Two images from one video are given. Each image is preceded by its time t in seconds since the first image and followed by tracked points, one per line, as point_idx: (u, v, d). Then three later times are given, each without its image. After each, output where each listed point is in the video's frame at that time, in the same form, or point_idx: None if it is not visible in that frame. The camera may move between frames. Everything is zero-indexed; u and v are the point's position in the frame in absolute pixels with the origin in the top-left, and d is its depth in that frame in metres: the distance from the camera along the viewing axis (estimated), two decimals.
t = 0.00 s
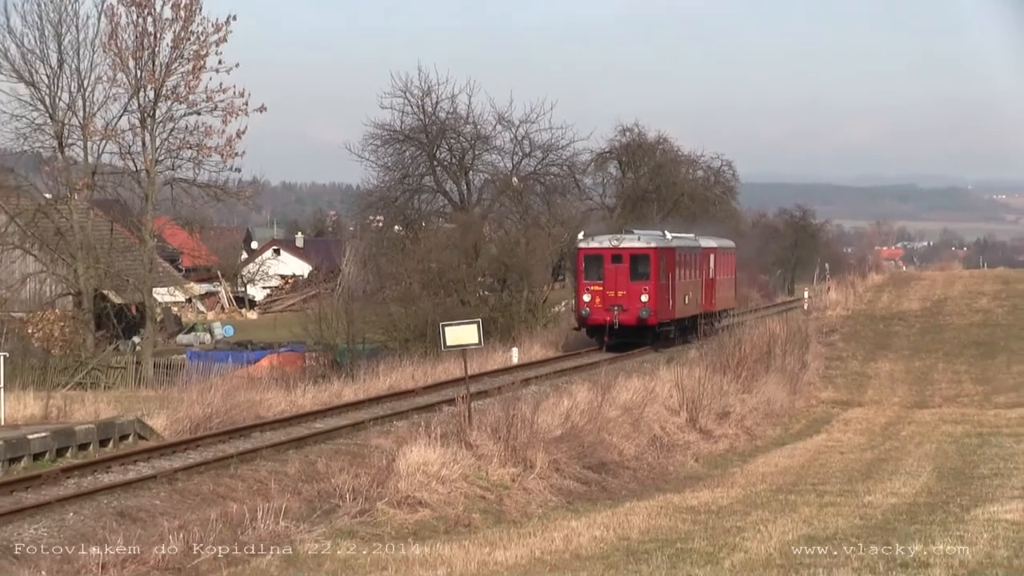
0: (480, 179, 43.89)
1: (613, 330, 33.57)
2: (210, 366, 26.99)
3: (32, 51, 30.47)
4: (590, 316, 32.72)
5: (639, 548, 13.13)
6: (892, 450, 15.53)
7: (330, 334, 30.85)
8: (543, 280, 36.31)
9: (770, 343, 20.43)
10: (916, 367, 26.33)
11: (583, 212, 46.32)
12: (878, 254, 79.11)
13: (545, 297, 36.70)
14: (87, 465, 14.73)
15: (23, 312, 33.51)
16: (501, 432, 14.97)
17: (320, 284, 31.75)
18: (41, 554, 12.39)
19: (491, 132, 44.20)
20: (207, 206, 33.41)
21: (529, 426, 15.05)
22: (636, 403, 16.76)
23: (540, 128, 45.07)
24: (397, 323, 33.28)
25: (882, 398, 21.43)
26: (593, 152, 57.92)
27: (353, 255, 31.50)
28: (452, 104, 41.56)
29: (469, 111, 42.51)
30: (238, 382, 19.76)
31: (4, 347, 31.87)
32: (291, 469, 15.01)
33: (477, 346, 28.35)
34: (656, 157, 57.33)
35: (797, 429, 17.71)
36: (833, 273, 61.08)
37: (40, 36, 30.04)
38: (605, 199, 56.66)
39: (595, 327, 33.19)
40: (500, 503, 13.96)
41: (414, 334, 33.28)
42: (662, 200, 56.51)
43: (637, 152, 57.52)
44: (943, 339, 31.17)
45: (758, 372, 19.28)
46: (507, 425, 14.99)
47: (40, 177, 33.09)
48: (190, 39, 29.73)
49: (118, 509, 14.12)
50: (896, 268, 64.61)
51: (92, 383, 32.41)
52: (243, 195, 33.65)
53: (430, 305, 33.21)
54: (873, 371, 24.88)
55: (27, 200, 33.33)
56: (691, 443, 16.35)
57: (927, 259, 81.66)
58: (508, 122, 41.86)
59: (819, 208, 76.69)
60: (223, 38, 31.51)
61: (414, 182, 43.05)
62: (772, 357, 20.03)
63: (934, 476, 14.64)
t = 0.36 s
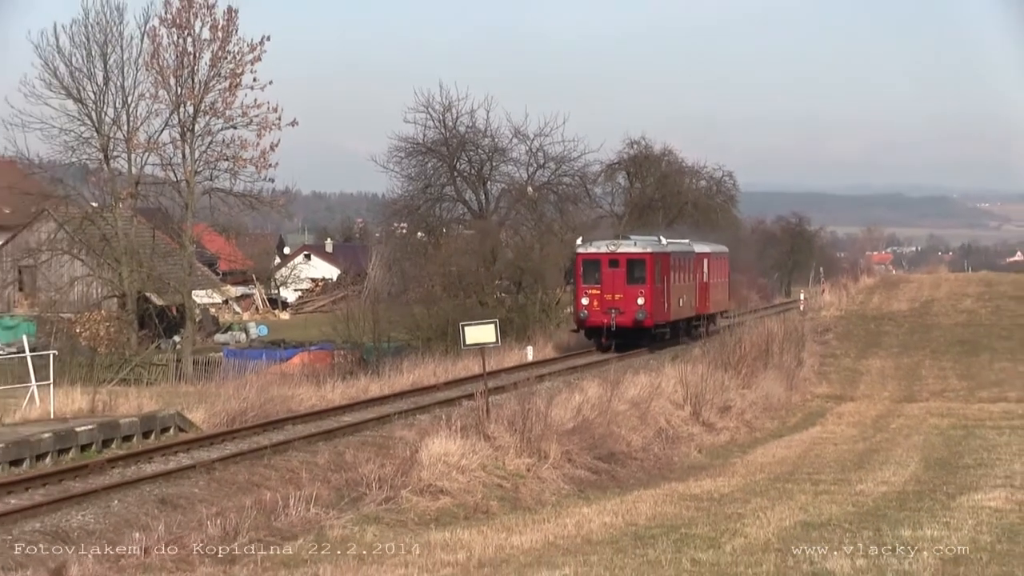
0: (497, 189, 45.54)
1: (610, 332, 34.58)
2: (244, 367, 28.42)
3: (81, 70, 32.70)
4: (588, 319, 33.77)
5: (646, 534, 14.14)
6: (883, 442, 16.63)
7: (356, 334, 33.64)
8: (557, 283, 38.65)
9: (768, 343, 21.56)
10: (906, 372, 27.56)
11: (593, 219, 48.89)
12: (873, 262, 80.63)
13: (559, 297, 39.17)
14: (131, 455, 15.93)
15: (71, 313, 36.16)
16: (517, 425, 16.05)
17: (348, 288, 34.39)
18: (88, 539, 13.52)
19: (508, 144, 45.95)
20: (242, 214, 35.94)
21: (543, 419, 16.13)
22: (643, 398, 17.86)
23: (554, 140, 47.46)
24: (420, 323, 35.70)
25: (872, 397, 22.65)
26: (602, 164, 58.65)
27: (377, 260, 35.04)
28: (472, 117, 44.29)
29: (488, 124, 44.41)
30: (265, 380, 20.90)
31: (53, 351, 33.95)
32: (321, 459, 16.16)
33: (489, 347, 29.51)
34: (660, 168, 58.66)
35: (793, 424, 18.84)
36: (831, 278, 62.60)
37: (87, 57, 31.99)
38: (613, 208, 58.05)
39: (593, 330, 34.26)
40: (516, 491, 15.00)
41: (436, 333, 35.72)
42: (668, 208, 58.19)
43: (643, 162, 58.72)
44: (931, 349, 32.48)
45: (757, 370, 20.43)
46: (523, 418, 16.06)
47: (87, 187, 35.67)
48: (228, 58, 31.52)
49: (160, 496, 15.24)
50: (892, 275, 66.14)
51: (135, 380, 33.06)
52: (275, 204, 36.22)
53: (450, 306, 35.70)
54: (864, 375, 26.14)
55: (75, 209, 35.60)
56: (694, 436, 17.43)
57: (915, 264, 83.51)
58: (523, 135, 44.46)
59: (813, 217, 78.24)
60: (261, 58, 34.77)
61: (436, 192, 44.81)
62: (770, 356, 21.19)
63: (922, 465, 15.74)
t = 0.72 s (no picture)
0: (513, 199, 48.44)
1: (607, 335, 35.67)
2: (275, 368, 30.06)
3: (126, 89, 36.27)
4: (585, 323, 34.88)
5: (651, 522, 15.20)
6: (874, 437, 17.71)
7: (381, 334, 35.75)
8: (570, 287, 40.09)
9: (766, 344, 22.71)
10: (899, 372, 28.69)
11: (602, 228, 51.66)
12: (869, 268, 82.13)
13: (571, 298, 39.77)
14: (171, 449, 17.10)
15: (114, 315, 39.89)
16: (531, 420, 17.17)
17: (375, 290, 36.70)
18: (130, 525, 14.63)
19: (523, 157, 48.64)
20: (274, 222, 38.87)
21: (555, 415, 17.25)
22: (648, 394, 18.97)
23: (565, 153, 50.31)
24: (440, 324, 37.11)
25: (865, 394, 23.80)
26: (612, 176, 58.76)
27: (402, 266, 37.27)
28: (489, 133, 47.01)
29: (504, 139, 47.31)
30: (291, 382, 22.08)
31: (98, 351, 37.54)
32: (348, 451, 17.31)
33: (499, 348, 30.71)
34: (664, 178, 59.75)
35: (790, 419, 19.93)
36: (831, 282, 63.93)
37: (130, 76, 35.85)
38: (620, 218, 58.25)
39: (590, 333, 35.35)
40: (530, 481, 16.09)
41: (454, 334, 37.09)
42: (672, 217, 59.29)
43: (649, 175, 59.46)
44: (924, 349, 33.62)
45: (756, 369, 21.56)
46: (537, 414, 17.18)
47: (130, 199, 38.81)
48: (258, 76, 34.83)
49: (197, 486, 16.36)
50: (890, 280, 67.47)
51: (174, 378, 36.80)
52: (305, 214, 39.05)
53: (469, 308, 37.23)
54: (859, 374, 27.30)
55: (119, 218, 38.66)
56: (698, 430, 18.52)
57: (906, 271, 85.34)
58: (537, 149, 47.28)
59: (810, 225, 79.75)
60: (290, 78, 38.36)
61: (455, 202, 47.41)
62: (769, 356, 22.32)
63: (911, 458, 16.83)
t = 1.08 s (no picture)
0: (528, 205, 51.01)
1: (607, 338, 36.27)
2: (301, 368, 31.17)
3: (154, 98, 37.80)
4: (586, 325, 35.46)
5: (661, 515, 15.80)
6: (876, 436, 18.33)
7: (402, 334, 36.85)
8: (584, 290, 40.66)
9: (770, 345, 23.39)
10: (900, 373, 29.36)
11: (616, 231, 53.80)
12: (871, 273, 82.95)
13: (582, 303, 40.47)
14: (198, 445, 17.82)
15: (145, 317, 41.11)
16: (546, 418, 17.86)
17: (397, 293, 38.08)
18: (159, 518, 15.13)
19: (537, 165, 51.24)
20: (298, 227, 40.98)
21: (568, 413, 17.92)
22: (658, 393, 19.66)
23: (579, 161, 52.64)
24: (459, 325, 38.07)
25: (869, 395, 24.46)
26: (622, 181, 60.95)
27: (421, 269, 37.88)
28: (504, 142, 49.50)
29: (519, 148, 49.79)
30: (311, 383, 22.79)
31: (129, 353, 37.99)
32: (369, 448, 18.01)
33: (510, 351, 31.45)
34: (674, 184, 61.38)
35: (797, 415, 20.59)
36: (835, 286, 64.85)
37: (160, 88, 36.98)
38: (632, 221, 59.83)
39: (590, 336, 35.95)
40: (545, 477, 16.72)
41: (471, 335, 38.17)
42: (680, 219, 60.49)
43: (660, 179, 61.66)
44: (926, 350, 34.27)
45: (762, 371, 22.22)
46: (551, 414, 17.86)
47: (160, 204, 40.88)
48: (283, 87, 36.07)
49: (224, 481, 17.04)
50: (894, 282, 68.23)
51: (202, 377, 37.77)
52: (329, 219, 41.09)
53: (486, 310, 38.08)
54: (862, 376, 27.98)
55: (149, 223, 40.65)
56: (706, 428, 19.17)
57: (908, 274, 86.24)
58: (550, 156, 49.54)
59: (813, 231, 80.59)
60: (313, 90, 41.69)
61: (472, 207, 50.04)
62: (775, 354, 23.00)
63: (912, 454, 17.48)
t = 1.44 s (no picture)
0: (541, 205, 51.59)
1: (607, 341, 36.17)
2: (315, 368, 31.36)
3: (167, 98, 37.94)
4: (585, 327, 35.35)
5: (675, 515, 15.76)
6: (889, 438, 18.32)
7: (415, 336, 36.86)
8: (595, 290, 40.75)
9: (784, 347, 23.42)
10: (912, 374, 29.36)
11: (628, 232, 54.39)
12: (882, 273, 82.98)
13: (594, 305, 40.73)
14: (212, 446, 17.86)
15: (159, 317, 41.09)
16: (559, 418, 17.91)
17: (409, 292, 37.51)
18: (173, 519, 15.10)
19: (550, 166, 51.79)
20: (312, 228, 40.88)
21: (581, 414, 17.97)
22: (671, 394, 19.70)
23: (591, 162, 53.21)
24: (471, 326, 38.45)
25: (883, 397, 24.48)
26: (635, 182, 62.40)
27: (434, 269, 37.26)
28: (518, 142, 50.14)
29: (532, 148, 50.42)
30: (324, 384, 22.86)
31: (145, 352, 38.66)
32: (382, 449, 18.07)
33: (521, 351, 31.55)
34: (687, 185, 62.86)
35: (810, 416, 20.60)
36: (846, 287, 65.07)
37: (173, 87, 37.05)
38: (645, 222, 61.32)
39: (589, 339, 35.87)
40: (558, 477, 16.71)
41: (485, 335, 38.68)
42: (693, 223, 62.57)
43: (672, 181, 62.93)
44: (937, 350, 34.26)
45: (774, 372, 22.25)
46: (565, 415, 17.90)
47: (173, 205, 41.03)
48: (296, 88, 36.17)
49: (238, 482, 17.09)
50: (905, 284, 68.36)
51: (216, 377, 38.06)
52: (342, 220, 41.22)
53: (500, 311, 38.45)
54: (874, 378, 28.02)
55: (163, 223, 40.73)
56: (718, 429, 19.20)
57: (918, 275, 86.28)
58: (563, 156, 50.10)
59: (823, 231, 80.61)
60: (327, 90, 41.61)
61: (485, 208, 50.59)
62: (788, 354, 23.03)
63: (925, 455, 17.51)
